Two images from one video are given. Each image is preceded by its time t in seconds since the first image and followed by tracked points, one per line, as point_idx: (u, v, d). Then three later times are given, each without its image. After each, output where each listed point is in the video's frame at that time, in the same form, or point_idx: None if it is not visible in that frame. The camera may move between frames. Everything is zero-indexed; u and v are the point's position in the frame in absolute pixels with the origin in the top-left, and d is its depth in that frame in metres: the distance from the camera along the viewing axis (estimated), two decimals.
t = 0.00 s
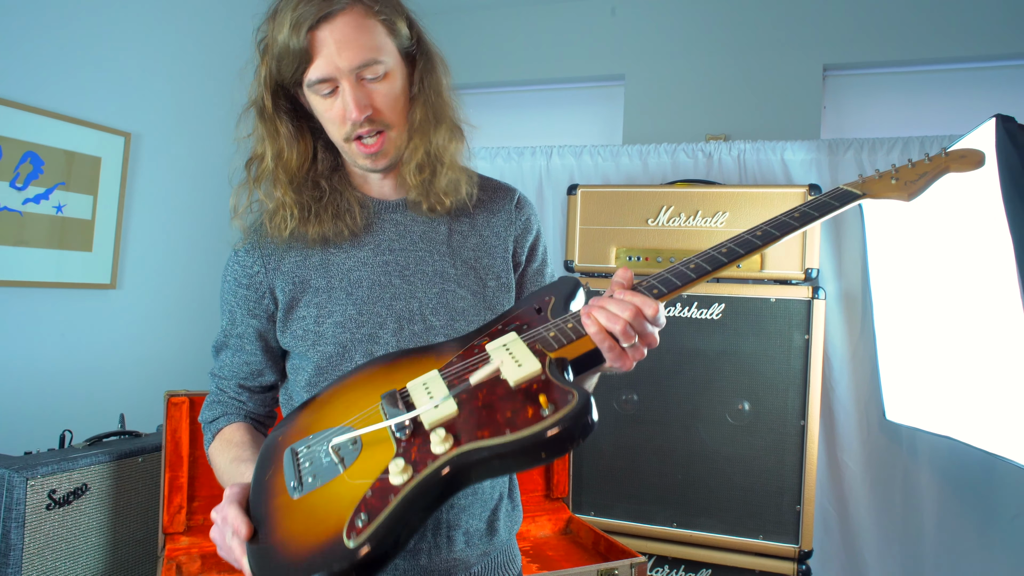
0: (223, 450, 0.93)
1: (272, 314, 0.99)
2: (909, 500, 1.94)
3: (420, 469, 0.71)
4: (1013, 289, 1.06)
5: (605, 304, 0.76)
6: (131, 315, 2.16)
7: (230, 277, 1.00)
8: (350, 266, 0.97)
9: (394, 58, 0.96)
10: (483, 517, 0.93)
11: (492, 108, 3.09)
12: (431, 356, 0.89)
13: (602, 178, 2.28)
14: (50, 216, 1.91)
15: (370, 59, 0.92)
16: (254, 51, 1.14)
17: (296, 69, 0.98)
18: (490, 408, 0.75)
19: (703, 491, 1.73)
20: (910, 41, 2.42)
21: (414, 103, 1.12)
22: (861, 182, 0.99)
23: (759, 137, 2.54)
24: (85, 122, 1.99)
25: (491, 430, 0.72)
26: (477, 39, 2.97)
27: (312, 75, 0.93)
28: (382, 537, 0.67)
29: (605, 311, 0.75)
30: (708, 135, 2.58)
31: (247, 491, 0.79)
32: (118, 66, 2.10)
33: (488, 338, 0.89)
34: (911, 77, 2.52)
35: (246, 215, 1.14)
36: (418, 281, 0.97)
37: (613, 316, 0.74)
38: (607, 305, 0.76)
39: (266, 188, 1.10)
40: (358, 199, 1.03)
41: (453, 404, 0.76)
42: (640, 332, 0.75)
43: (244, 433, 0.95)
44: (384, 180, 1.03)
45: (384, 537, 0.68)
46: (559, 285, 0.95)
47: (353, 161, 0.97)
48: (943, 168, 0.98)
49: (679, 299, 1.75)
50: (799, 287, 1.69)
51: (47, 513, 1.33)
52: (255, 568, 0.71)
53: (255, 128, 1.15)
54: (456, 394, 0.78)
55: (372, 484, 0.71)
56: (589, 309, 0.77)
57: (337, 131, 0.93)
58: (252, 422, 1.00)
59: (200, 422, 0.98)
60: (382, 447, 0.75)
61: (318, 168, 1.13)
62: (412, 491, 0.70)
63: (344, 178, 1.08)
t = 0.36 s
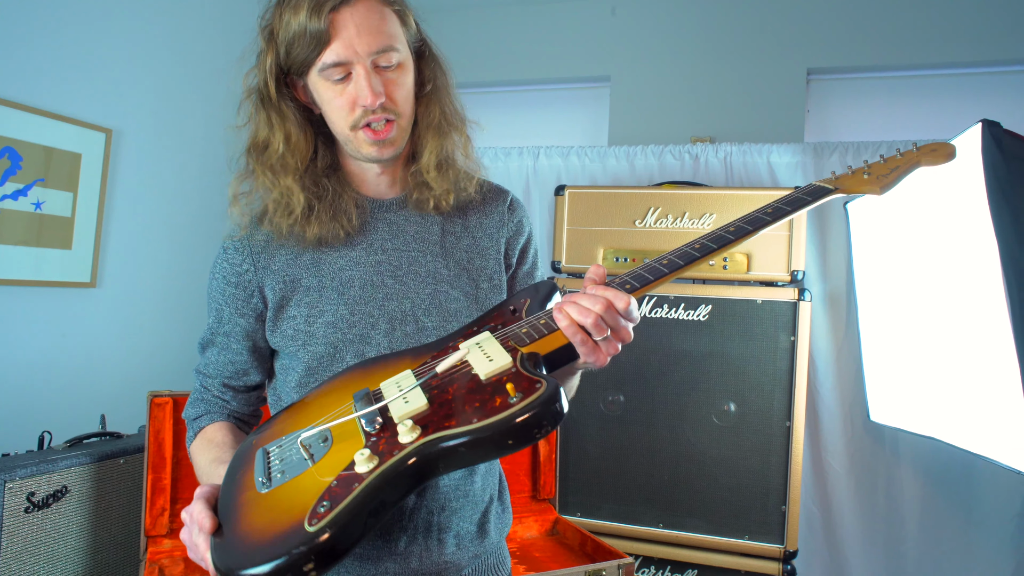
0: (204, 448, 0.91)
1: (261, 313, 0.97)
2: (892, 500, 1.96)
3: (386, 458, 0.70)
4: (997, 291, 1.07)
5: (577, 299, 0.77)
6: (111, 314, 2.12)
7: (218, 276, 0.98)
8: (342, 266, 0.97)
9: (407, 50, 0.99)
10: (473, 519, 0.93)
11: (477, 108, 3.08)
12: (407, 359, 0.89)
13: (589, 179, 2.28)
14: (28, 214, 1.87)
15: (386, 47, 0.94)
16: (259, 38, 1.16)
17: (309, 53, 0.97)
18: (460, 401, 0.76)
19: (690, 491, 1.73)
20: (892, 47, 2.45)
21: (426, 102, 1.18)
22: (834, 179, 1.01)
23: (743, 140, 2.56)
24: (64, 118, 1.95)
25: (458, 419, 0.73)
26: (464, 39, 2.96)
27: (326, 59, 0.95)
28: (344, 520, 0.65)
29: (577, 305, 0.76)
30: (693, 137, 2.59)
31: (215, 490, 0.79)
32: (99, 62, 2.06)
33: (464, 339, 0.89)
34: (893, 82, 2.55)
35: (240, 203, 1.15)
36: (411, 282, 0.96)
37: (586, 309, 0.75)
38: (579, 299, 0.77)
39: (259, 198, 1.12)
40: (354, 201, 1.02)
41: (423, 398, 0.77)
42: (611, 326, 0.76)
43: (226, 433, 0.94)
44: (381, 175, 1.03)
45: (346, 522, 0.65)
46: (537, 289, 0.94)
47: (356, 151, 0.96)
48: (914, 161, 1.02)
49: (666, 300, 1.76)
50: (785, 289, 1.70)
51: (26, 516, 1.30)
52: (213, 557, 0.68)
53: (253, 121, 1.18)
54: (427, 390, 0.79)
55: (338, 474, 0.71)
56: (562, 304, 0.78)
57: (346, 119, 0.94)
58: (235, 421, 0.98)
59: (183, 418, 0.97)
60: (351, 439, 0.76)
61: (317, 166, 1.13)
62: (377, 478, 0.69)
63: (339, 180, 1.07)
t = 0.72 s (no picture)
0: (193, 448, 0.90)
1: (250, 312, 0.96)
2: (882, 501, 1.97)
3: (368, 453, 0.70)
4: (989, 293, 1.08)
5: (565, 295, 0.76)
6: (98, 311, 2.10)
7: (208, 273, 0.97)
8: (334, 265, 0.96)
9: (400, 46, 0.98)
10: (464, 521, 0.92)
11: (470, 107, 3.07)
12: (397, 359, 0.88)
13: (581, 179, 2.28)
14: (14, 210, 1.85)
15: (382, 44, 0.94)
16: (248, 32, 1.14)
17: (305, 49, 0.95)
18: (445, 398, 0.75)
19: (681, 492, 1.73)
20: (882, 49, 2.46)
21: (418, 101, 1.18)
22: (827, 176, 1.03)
23: (735, 140, 2.56)
24: (51, 113, 1.93)
25: (443, 414, 0.72)
26: (456, 37, 2.95)
27: (322, 55, 0.94)
28: (325, 515, 0.64)
29: (565, 301, 0.75)
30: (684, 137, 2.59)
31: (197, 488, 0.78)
32: (86, 57, 2.04)
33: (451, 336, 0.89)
34: (883, 84, 2.56)
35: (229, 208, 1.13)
36: (403, 281, 0.95)
37: (574, 304, 0.75)
38: (567, 295, 0.76)
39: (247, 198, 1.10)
40: (345, 199, 1.01)
41: (408, 394, 0.76)
42: (600, 321, 0.76)
43: (216, 432, 0.93)
44: (373, 175, 1.02)
45: (327, 516, 0.65)
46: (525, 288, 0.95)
47: (349, 150, 0.95)
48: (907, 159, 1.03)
49: (658, 300, 1.76)
50: (777, 289, 1.71)
51: (10, 516, 1.28)
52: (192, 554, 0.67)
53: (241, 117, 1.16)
54: (414, 386, 0.79)
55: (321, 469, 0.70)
56: (551, 300, 0.77)
57: (340, 116, 0.94)
58: (225, 421, 0.97)
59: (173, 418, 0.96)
60: (335, 436, 0.75)
61: (305, 166, 1.12)
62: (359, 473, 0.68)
63: (331, 178, 1.06)
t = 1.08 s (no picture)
0: (177, 446, 0.89)
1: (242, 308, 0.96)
2: (877, 499, 1.97)
3: (380, 510, 0.70)
4: (983, 293, 1.08)
5: (564, 314, 0.74)
6: (92, 311, 2.09)
7: (198, 270, 0.96)
8: (327, 261, 0.96)
9: (396, 25, 1.05)
10: (457, 522, 0.91)
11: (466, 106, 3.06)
12: (374, 360, 0.86)
13: (577, 178, 2.28)
14: (8, 210, 1.84)
15: (372, 10, 1.01)
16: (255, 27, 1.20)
17: (296, 14, 1.05)
18: (449, 438, 0.74)
19: (676, 492, 1.73)
20: (878, 49, 2.46)
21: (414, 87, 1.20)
22: (819, 171, 1.01)
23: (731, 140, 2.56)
24: (46, 112, 1.92)
25: (451, 464, 0.72)
26: (453, 37, 2.94)
27: (313, 19, 1.02)
28: None
29: (565, 324, 0.74)
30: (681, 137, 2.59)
31: (190, 526, 0.76)
32: (80, 57, 2.03)
33: (439, 344, 0.86)
34: (879, 84, 2.57)
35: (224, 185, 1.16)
36: (396, 279, 0.95)
37: (574, 330, 0.74)
38: (565, 317, 0.74)
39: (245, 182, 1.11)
40: (338, 193, 1.01)
41: (409, 431, 0.74)
42: (597, 342, 0.75)
43: (200, 430, 0.92)
44: (365, 161, 1.03)
45: None
46: (508, 277, 0.92)
47: (336, 123, 0.98)
48: (895, 158, 1.04)
49: (653, 299, 1.75)
50: (772, 288, 1.70)
51: (2, 517, 1.27)
52: None
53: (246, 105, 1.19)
54: (411, 414, 0.77)
55: (331, 527, 0.70)
56: (548, 318, 0.76)
57: (328, 83, 0.98)
58: (211, 417, 0.96)
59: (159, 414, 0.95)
60: (336, 479, 0.73)
61: (300, 152, 1.13)
62: (374, 533, 0.69)
63: (325, 171, 1.07)
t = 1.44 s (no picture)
0: (174, 438, 0.88)
1: (235, 306, 0.97)
2: (873, 499, 1.97)
3: (360, 440, 0.70)
4: (975, 291, 1.08)
5: (553, 270, 0.76)
6: (89, 310, 2.09)
7: (192, 267, 0.97)
8: (319, 261, 0.96)
9: (387, 26, 1.05)
10: (448, 523, 0.92)
11: (464, 104, 3.06)
12: (370, 325, 0.88)
13: (573, 177, 2.28)
14: (6, 209, 1.84)
15: (363, 12, 1.02)
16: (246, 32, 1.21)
17: (288, 14, 1.05)
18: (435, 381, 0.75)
19: (671, 491, 1.73)
20: (876, 48, 2.46)
21: (410, 94, 1.20)
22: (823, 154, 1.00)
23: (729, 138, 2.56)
24: (42, 111, 1.92)
25: (433, 398, 0.72)
26: (451, 35, 2.94)
27: (303, 21, 1.03)
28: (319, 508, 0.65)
29: (554, 278, 0.75)
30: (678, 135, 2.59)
31: (170, 474, 0.77)
32: (77, 55, 2.03)
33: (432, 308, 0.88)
34: (877, 82, 2.56)
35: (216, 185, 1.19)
36: (387, 278, 0.96)
37: (563, 283, 0.75)
38: (555, 272, 0.76)
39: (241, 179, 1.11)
40: (329, 193, 1.02)
41: (395, 374, 0.76)
42: (589, 300, 0.76)
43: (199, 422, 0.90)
44: (355, 159, 1.03)
45: (320, 508, 0.65)
46: (506, 256, 0.94)
47: (326, 122, 0.99)
48: (886, 138, 1.11)
49: (649, 297, 1.76)
50: (767, 287, 1.70)
51: None
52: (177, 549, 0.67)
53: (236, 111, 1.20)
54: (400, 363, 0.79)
55: (309, 458, 0.70)
56: (537, 276, 0.77)
57: (318, 83, 0.99)
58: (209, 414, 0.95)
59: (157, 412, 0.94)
60: (320, 419, 0.75)
61: (291, 153, 1.15)
62: (354, 462, 0.69)
63: (316, 171, 1.07)
